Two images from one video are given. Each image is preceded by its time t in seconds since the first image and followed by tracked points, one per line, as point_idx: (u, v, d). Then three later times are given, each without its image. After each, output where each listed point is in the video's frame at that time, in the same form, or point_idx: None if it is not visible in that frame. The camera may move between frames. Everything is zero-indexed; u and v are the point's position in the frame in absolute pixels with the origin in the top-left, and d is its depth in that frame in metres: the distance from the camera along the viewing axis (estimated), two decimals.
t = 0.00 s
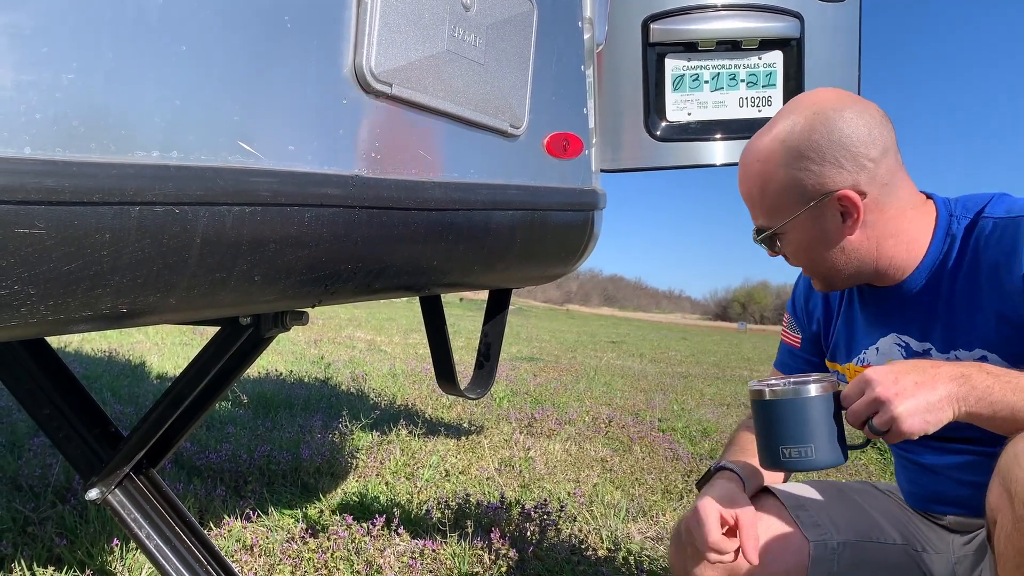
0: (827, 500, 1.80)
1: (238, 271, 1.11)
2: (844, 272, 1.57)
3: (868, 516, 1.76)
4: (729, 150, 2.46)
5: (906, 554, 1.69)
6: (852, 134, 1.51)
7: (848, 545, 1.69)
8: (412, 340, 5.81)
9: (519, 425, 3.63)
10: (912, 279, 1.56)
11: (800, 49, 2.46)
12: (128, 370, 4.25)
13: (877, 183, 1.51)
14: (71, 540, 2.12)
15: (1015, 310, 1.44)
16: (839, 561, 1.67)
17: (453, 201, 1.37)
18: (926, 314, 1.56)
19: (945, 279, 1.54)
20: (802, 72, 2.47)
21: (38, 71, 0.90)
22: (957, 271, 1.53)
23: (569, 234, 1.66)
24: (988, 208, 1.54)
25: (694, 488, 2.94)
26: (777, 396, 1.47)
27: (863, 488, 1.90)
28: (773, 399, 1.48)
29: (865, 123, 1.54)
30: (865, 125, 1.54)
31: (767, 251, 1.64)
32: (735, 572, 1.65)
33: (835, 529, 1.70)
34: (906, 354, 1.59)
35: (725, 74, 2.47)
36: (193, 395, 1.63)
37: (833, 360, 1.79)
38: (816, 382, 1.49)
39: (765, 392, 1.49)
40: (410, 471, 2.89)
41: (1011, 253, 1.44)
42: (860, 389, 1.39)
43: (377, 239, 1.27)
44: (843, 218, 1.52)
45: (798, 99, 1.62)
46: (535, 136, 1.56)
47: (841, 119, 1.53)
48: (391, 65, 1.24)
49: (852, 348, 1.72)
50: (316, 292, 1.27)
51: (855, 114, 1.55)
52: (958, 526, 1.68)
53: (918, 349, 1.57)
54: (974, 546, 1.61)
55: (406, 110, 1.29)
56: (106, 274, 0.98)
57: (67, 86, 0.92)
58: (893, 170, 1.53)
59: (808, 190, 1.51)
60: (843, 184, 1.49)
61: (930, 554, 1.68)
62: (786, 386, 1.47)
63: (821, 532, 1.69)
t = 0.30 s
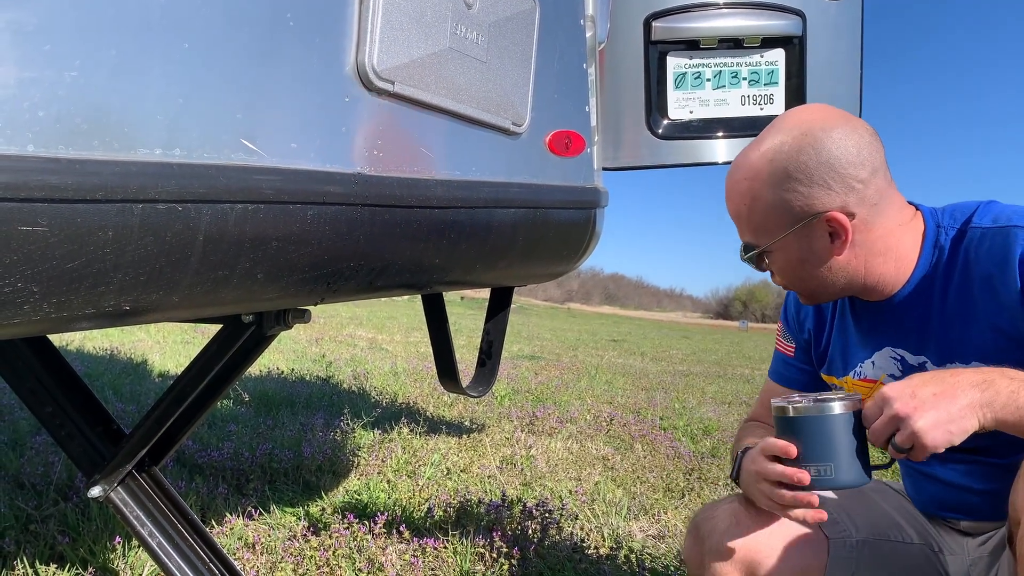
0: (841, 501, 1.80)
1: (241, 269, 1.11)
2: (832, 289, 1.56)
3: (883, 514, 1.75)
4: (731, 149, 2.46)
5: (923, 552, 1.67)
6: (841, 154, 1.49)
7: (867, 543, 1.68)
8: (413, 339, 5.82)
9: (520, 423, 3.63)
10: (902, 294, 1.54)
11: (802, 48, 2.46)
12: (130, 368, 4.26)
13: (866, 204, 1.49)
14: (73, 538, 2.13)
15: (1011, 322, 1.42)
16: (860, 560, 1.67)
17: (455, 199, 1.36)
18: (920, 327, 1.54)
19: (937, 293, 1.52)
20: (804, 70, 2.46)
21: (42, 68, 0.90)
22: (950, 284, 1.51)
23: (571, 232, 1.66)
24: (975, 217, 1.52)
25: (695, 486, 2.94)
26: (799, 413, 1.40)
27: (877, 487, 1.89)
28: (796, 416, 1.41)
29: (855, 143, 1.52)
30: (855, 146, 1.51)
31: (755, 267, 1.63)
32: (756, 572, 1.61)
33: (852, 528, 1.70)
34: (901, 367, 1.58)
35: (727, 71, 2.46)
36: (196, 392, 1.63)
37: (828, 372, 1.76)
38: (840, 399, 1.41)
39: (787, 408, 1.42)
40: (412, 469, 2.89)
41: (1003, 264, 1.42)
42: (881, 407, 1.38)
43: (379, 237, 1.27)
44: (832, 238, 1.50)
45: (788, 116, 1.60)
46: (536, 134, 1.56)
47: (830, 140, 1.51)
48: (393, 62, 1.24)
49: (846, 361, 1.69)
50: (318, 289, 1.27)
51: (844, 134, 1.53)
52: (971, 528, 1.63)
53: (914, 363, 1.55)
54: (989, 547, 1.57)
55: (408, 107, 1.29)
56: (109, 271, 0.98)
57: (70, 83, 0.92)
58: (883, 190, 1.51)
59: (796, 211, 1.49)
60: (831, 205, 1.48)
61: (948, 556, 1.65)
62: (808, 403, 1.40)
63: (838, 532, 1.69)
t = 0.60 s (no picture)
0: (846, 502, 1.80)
1: (243, 267, 1.12)
2: (832, 297, 1.56)
3: (887, 514, 1.75)
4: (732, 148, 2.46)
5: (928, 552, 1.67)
6: (845, 164, 1.48)
7: (870, 542, 1.67)
8: (414, 337, 5.82)
9: (522, 421, 3.63)
10: (902, 298, 1.54)
11: (804, 45, 2.45)
12: (131, 367, 4.27)
13: (869, 214, 1.49)
14: (75, 536, 2.13)
15: (1013, 327, 1.41)
16: (863, 558, 1.66)
17: (457, 197, 1.36)
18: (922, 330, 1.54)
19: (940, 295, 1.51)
20: (806, 68, 2.46)
21: (43, 67, 0.90)
22: (952, 287, 1.50)
23: (573, 230, 1.66)
24: (976, 221, 1.52)
25: (697, 484, 2.94)
26: (803, 423, 1.41)
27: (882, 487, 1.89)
28: (800, 426, 1.41)
29: (859, 151, 1.51)
30: (859, 154, 1.50)
31: (756, 276, 1.63)
32: (756, 571, 1.62)
33: (856, 527, 1.70)
34: (902, 372, 1.58)
35: (729, 69, 2.44)
36: (198, 390, 1.63)
37: (828, 374, 1.76)
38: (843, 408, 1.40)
39: (791, 419, 1.43)
40: (414, 468, 2.90)
41: (1005, 267, 1.41)
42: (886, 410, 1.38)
43: (381, 236, 1.27)
44: (834, 248, 1.50)
45: (792, 121, 1.59)
46: (538, 132, 1.56)
47: (834, 149, 1.50)
48: (395, 60, 1.24)
49: (845, 365, 1.69)
50: (320, 287, 1.27)
51: (849, 142, 1.52)
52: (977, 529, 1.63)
53: (915, 368, 1.55)
54: (994, 546, 1.56)
55: (409, 105, 1.28)
56: (112, 269, 0.98)
57: (71, 81, 0.92)
58: (886, 199, 1.50)
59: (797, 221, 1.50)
60: (834, 216, 1.48)
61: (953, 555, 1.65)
62: (811, 414, 1.40)
63: (842, 531, 1.69)
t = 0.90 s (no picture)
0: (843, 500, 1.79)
1: (245, 266, 1.12)
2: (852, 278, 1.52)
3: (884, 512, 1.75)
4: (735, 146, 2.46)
5: (927, 550, 1.66)
6: (874, 134, 1.48)
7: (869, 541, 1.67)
8: (417, 336, 5.82)
9: (524, 420, 3.63)
10: (910, 288, 1.53)
11: (806, 43, 2.45)
12: (134, 366, 4.28)
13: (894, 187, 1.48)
14: (79, 534, 2.13)
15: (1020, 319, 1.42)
16: (862, 557, 1.66)
17: (460, 196, 1.36)
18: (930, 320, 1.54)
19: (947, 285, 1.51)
20: (809, 65, 2.45)
21: (45, 66, 0.90)
22: (959, 278, 1.50)
23: (576, 229, 1.66)
24: (985, 213, 1.52)
25: (699, 483, 2.93)
26: (800, 424, 1.40)
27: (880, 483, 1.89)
28: (798, 427, 1.40)
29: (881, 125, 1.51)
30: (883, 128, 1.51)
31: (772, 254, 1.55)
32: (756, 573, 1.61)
33: (854, 526, 1.70)
34: (908, 363, 1.57)
35: (731, 67, 2.44)
36: (201, 390, 1.64)
37: (831, 368, 1.76)
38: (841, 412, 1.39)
39: (790, 419, 1.42)
40: (416, 466, 2.90)
41: (1013, 259, 1.41)
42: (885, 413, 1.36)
43: (384, 235, 1.27)
44: (862, 218, 1.47)
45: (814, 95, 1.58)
46: (540, 130, 1.56)
47: (863, 118, 1.49)
48: (397, 59, 1.24)
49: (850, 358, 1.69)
50: (322, 286, 1.27)
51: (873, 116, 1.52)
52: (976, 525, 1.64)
53: (921, 359, 1.55)
54: (994, 544, 1.58)
55: (410, 104, 1.28)
56: (114, 268, 0.98)
57: (74, 81, 0.92)
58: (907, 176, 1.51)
59: (815, 194, 1.46)
60: (865, 184, 1.45)
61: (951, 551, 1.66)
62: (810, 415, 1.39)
63: (840, 530, 1.69)
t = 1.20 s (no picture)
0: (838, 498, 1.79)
1: (247, 266, 1.12)
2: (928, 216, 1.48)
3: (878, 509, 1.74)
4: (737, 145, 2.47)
5: (920, 549, 1.66)
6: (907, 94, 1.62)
7: (862, 540, 1.67)
8: (419, 335, 5.82)
9: (527, 419, 3.63)
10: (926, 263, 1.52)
11: (809, 41, 2.45)
12: (137, 365, 4.28)
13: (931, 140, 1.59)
14: (83, 533, 2.14)
15: None
16: (854, 558, 1.66)
17: (462, 195, 1.36)
18: (937, 303, 1.53)
19: (955, 267, 1.51)
20: (811, 64, 2.45)
21: (48, 66, 0.90)
22: (967, 260, 1.51)
23: (578, 229, 1.65)
24: (992, 196, 1.54)
25: (702, 482, 2.93)
26: (802, 430, 1.38)
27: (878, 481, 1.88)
28: (798, 433, 1.39)
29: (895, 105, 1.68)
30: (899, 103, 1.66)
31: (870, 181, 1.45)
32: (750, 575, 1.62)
33: (847, 525, 1.69)
34: (913, 345, 1.57)
35: (734, 66, 2.44)
36: (204, 389, 1.64)
37: (833, 356, 1.75)
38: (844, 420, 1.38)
39: (790, 424, 1.41)
40: (419, 465, 2.90)
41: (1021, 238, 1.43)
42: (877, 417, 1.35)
43: (387, 234, 1.27)
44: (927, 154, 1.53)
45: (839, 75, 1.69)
46: (543, 129, 1.56)
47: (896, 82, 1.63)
48: (400, 57, 1.24)
49: (853, 343, 1.69)
50: (325, 286, 1.27)
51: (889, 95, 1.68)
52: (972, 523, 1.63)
53: (927, 342, 1.55)
54: (989, 540, 1.57)
55: (412, 103, 1.28)
56: (117, 268, 0.99)
57: (77, 80, 0.92)
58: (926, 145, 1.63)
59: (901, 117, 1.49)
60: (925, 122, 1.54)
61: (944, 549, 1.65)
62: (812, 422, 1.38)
63: (833, 529, 1.68)
